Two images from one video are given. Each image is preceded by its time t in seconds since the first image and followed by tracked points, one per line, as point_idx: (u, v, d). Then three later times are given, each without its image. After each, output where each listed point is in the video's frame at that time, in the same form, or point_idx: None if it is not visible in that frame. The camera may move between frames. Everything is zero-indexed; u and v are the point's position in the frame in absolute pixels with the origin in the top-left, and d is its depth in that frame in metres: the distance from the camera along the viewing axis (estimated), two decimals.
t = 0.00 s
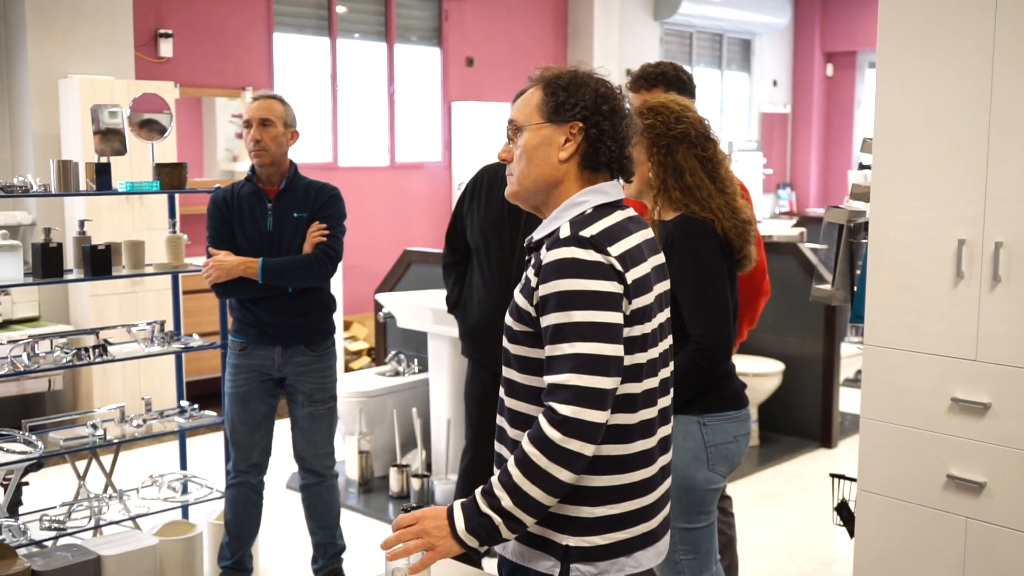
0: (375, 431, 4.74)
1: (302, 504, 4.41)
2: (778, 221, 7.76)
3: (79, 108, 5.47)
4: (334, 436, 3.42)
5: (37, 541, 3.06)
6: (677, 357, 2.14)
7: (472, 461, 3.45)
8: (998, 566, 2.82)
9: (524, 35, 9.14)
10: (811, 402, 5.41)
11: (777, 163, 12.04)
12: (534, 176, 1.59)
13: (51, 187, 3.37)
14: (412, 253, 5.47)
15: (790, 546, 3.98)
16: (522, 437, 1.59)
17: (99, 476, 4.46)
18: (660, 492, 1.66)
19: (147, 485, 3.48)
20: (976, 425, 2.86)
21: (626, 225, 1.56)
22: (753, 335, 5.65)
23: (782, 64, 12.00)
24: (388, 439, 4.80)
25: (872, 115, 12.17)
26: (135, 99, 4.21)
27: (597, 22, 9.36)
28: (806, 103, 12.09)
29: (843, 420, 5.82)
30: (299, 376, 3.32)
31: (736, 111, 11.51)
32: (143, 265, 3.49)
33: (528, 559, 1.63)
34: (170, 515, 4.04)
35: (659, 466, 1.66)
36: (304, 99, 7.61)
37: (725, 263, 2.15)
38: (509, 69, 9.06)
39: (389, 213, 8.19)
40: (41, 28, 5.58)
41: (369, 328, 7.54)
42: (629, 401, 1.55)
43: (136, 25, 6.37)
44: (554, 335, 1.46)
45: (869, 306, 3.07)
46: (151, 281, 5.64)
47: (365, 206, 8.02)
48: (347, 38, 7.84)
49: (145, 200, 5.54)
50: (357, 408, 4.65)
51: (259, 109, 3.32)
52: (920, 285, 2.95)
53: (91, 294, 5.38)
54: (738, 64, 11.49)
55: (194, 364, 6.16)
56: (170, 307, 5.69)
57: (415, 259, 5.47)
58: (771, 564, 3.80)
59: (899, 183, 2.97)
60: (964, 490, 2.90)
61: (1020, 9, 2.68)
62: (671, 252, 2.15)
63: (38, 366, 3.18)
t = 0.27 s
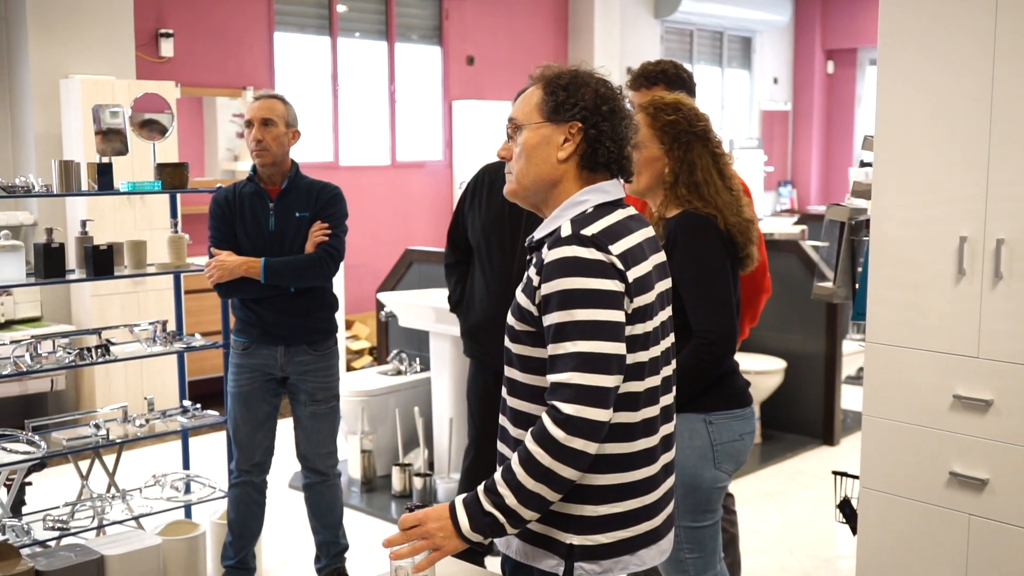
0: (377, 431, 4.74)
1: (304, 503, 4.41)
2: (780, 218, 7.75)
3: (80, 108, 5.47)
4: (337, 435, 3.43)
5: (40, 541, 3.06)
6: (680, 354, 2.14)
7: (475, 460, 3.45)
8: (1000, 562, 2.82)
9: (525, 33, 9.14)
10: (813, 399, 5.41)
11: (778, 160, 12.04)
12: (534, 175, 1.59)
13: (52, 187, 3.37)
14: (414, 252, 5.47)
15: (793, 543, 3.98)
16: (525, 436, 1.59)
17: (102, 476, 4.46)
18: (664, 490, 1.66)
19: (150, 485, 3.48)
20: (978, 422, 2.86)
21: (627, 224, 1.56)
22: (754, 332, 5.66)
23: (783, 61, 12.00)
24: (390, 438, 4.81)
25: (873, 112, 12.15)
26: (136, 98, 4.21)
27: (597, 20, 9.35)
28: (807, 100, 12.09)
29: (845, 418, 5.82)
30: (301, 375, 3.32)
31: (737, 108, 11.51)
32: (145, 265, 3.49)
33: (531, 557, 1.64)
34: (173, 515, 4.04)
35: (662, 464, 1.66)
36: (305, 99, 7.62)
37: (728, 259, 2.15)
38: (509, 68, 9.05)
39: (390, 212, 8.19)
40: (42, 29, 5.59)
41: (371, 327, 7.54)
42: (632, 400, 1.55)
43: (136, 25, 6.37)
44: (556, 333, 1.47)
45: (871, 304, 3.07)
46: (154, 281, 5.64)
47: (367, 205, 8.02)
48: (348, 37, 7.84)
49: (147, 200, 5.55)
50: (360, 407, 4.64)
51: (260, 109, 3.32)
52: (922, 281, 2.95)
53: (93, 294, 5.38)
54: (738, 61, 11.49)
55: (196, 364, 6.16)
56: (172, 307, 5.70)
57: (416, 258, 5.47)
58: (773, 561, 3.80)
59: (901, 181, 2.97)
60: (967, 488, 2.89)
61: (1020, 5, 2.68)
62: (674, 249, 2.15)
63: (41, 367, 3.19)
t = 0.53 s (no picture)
0: (378, 431, 4.75)
1: (306, 504, 4.41)
2: (781, 218, 7.74)
3: (81, 109, 5.47)
4: (338, 435, 3.43)
5: (42, 543, 3.06)
6: (684, 354, 2.14)
7: (476, 460, 3.45)
8: (1003, 562, 2.82)
9: (525, 34, 9.14)
10: (814, 400, 5.41)
11: (778, 160, 12.04)
12: (537, 177, 1.59)
13: (54, 188, 3.36)
14: (415, 253, 5.47)
15: (794, 543, 3.98)
16: (527, 436, 1.59)
17: (104, 478, 4.47)
18: (666, 491, 1.66)
19: (152, 486, 3.48)
20: (980, 422, 2.86)
21: (630, 223, 1.56)
22: (755, 332, 5.66)
23: (784, 61, 12.00)
24: (391, 438, 4.81)
25: (874, 111, 12.13)
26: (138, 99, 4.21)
27: (598, 21, 9.35)
28: (807, 100, 12.08)
29: (846, 418, 5.82)
30: (303, 376, 3.32)
31: (737, 108, 11.51)
32: (146, 266, 3.49)
33: (534, 557, 1.64)
34: (175, 516, 4.05)
35: (665, 464, 1.66)
36: (306, 99, 7.62)
37: (732, 259, 2.15)
38: (510, 68, 9.05)
39: (391, 212, 8.19)
40: (43, 31, 5.59)
41: (372, 327, 7.55)
42: (635, 400, 1.55)
43: (137, 26, 6.37)
44: (560, 333, 1.47)
45: (873, 303, 3.07)
46: (155, 282, 5.65)
47: (367, 205, 8.02)
48: (349, 37, 7.84)
49: (147, 201, 5.55)
50: (361, 407, 4.64)
51: (261, 109, 3.32)
52: (924, 281, 2.95)
53: (94, 295, 5.38)
54: (739, 61, 11.49)
55: (197, 365, 6.16)
56: (173, 308, 5.70)
57: (417, 259, 5.47)
58: (775, 561, 3.80)
59: (902, 181, 2.97)
60: (969, 487, 2.89)
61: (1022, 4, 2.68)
62: (678, 248, 2.15)
63: (43, 368, 3.19)
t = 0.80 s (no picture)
0: (374, 427, 4.74)
1: (302, 500, 4.41)
2: (777, 215, 7.73)
3: (77, 105, 5.46)
4: (334, 431, 3.43)
5: (37, 539, 3.06)
6: (683, 351, 2.14)
7: (473, 456, 3.45)
8: (999, 557, 2.83)
9: (521, 30, 9.13)
10: (810, 396, 5.42)
11: (774, 157, 12.05)
12: (537, 172, 1.59)
13: (49, 184, 3.35)
14: (411, 249, 5.47)
15: (790, 539, 3.99)
16: (526, 432, 1.59)
17: (99, 474, 4.46)
18: (664, 487, 1.66)
19: (148, 482, 3.47)
20: (976, 418, 2.87)
21: (629, 220, 1.56)
22: (751, 329, 5.66)
23: (780, 58, 12.02)
24: (388, 434, 4.81)
25: (870, 108, 12.13)
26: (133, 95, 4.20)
27: (594, 17, 9.35)
28: (803, 97, 12.09)
29: (841, 414, 5.82)
30: (299, 372, 3.32)
31: (733, 105, 11.52)
32: (142, 262, 3.48)
33: (531, 553, 1.64)
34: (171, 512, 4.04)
35: (662, 460, 1.66)
36: (301, 96, 7.61)
37: (731, 255, 2.15)
38: (506, 65, 9.04)
39: (386, 209, 8.18)
40: (37, 27, 5.57)
41: (367, 324, 7.54)
42: (633, 396, 1.55)
43: (132, 22, 6.35)
44: (559, 330, 1.47)
45: (868, 299, 3.08)
46: (150, 278, 5.64)
47: (363, 202, 8.01)
48: (344, 34, 7.83)
49: (142, 197, 5.54)
50: (357, 403, 4.65)
51: (257, 106, 3.32)
52: (921, 277, 2.96)
53: (90, 291, 5.37)
54: (734, 58, 11.50)
55: (192, 361, 6.15)
56: (169, 304, 5.69)
57: (413, 255, 5.47)
58: (771, 557, 3.81)
59: (899, 177, 2.98)
60: (965, 483, 2.90)
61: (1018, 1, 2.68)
62: (677, 246, 2.15)
63: (38, 364, 3.18)
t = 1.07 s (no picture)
0: (374, 421, 4.74)
1: (302, 493, 4.41)
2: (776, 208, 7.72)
3: (75, 98, 5.45)
4: (334, 425, 3.43)
5: (38, 533, 3.06)
6: (685, 345, 2.14)
7: (473, 450, 3.45)
8: (999, 550, 2.84)
9: (520, 23, 9.11)
10: (810, 389, 5.42)
11: (773, 151, 12.05)
12: (541, 165, 1.59)
13: (48, 178, 3.34)
14: (410, 243, 5.47)
15: (789, 533, 4.00)
16: (527, 425, 1.59)
17: (99, 468, 4.47)
18: (666, 481, 1.66)
19: (148, 476, 3.47)
20: (977, 410, 2.87)
21: (633, 214, 1.56)
22: (751, 322, 5.66)
23: (778, 52, 12.00)
24: (388, 428, 4.81)
25: (870, 101, 12.13)
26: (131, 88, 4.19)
27: (593, 10, 9.34)
28: (802, 90, 12.08)
29: (841, 408, 5.83)
30: (299, 366, 3.32)
31: (732, 99, 11.51)
32: (141, 256, 3.48)
33: (532, 547, 1.64)
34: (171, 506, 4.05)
35: (664, 454, 1.66)
36: (300, 89, 7.59)
37: (733, 249, 2.15)
38: (505, 58, 9.03)
39: (385, 202, 8.17)
40: (35, 20, 5.55)
41: (367, 318, 7.54)
42: (635, 391, 1.55)
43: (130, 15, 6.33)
44: (561, 324, 1.47)
45: (869, 292, 3.08)
46: (149, 272, 5.64)
47: (362, 196, 8.00)
48: (343, 27, 7.82)
49: (141, 190, 5.53)
50: (357, 397, 4.65)
51: (255, 100, 3.31)
52: (922, 271, 2.96)
53: (89, 285, 5.37)
54: (733, 51, 11.49)
55: (192, 355, 6.15)
56: (168, 298, 5.68)
57: (412, 248, 5.46)
58: (771, 551, 3.82)
59: (900, 170, 2.97)
60: (965, 476, 2.90)
61: None
62: (678, 240, 2.14)
63: (38, 358, 3.17)
